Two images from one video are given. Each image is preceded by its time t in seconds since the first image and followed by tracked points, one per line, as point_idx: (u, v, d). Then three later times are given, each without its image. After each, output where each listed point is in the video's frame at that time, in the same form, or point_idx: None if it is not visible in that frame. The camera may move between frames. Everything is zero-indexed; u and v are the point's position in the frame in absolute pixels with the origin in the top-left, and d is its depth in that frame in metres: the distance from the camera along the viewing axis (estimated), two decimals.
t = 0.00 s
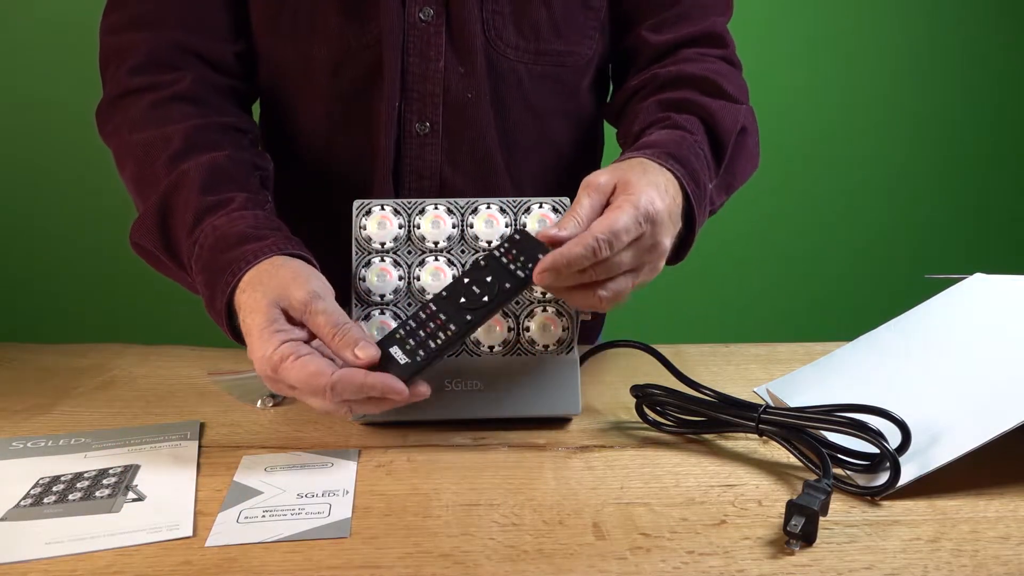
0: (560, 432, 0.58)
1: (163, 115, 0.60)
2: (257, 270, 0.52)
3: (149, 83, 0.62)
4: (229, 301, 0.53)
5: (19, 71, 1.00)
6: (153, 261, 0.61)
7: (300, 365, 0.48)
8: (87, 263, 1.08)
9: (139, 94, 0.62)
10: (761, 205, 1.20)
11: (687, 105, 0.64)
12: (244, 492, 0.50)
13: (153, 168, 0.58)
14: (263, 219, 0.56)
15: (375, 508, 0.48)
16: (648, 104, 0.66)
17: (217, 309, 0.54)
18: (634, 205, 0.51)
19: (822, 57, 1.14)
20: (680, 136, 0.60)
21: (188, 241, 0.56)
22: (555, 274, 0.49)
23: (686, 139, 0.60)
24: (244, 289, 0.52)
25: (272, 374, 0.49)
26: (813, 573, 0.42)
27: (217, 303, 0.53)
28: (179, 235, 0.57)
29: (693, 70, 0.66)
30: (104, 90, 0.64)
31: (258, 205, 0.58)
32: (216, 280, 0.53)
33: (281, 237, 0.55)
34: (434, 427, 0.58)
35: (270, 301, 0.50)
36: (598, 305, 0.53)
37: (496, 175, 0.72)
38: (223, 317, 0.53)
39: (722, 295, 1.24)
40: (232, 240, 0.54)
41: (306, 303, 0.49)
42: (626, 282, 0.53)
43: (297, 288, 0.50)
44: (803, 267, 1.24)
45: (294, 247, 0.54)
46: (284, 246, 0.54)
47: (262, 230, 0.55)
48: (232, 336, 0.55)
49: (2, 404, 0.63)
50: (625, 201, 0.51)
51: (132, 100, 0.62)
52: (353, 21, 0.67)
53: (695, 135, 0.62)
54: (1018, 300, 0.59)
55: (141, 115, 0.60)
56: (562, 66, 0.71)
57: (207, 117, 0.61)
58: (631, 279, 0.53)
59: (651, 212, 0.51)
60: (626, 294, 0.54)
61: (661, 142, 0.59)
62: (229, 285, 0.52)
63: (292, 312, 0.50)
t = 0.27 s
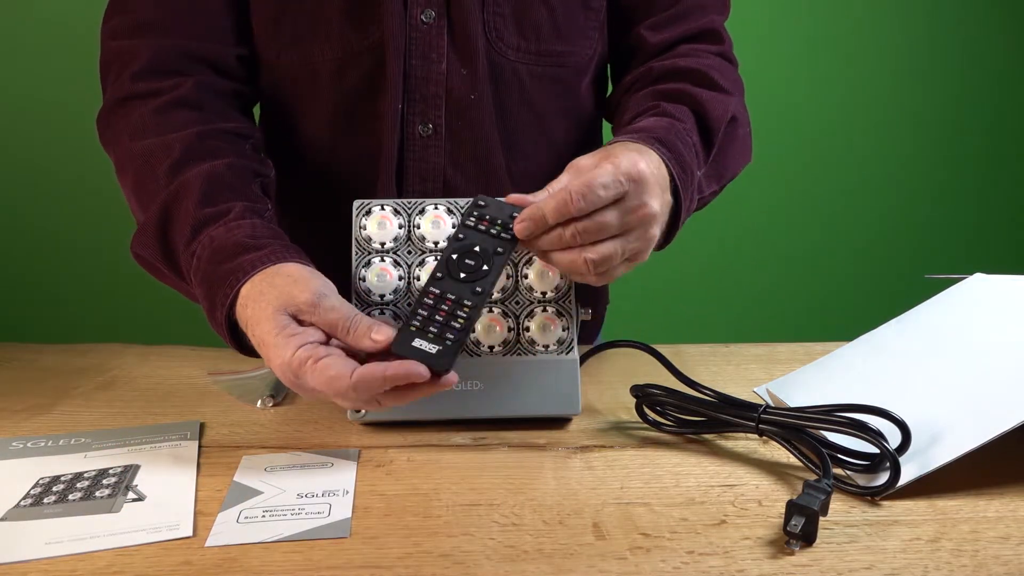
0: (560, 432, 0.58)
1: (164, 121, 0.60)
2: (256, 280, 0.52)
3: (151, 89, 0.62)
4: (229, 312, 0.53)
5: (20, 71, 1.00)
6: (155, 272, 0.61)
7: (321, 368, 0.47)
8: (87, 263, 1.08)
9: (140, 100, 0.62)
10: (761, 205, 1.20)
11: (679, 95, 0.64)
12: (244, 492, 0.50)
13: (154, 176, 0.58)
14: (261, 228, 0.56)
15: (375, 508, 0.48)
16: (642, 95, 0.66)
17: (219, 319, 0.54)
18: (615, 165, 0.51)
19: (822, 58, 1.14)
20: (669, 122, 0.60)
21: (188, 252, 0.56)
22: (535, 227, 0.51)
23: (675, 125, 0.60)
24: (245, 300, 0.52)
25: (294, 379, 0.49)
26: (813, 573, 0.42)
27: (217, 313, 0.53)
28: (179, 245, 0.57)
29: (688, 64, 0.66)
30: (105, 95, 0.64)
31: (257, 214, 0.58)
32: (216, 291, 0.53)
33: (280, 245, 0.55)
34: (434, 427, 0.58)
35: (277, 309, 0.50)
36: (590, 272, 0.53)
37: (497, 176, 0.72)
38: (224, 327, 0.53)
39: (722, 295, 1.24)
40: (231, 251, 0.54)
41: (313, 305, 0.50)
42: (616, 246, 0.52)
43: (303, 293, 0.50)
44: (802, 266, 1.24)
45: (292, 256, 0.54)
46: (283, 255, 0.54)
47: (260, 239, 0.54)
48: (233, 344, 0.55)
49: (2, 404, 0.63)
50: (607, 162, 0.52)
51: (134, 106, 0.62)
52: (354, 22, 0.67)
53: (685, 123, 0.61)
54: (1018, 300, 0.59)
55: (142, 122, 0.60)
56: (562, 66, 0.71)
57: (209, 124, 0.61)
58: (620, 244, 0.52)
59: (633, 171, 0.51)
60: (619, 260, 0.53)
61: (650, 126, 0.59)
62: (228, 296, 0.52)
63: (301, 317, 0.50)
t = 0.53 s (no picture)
0: (560, 432, 0.58)
1: (168, 125, 0.60)
2: (264, 288, 0.52)
3: (154, 92, 0.62)
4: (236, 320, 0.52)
5: (20, 71, 1.00)
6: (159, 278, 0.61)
7: (334, 381, 0.48)
8: (87, 263, 1.08)
9: (143, 104, 0.62)
10: (761, 206, 1.20)
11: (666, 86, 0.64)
12: (244, 492, 0.50)
13: (157, 180, 0.58)
14: (268, 234, 0.55)
15: (375, 508, 0.48)
16: (631, 86, 0.66)
17: (225, 327, 0.54)
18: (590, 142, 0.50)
19: (820, 59, 1.14)
20: (652, 111, 0.59)
21: (193, 258, 0.55)
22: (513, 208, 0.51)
23: (658, 114, 0.59)
24: (254, 310, 0.52)
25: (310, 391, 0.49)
26: (813, 573, 0.42)
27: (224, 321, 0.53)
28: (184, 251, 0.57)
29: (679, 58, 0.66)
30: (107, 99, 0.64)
31: (263, 220, 0.57)
32: (222, 299, 0.53)
33: (287, 253, 0.54)
34: (434, 428, 0.58)
35: (287, 320, 0.50)
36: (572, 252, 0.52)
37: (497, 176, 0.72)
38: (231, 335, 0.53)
39: (722, 295, 1.25)
40: (237, 259, 0.53)
41: (322, 316, 0.50)
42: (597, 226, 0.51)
43: (311, 304, 0.50)
44: (802, 266, 1.24)
45: (301, 264, 0.54)
46: (291, 263, 0.53)
47: (268, 246, 0.54)
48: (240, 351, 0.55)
49: (2, 404, 0.63)
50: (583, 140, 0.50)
51: (137, 109, 0.61)
52: (353, 22, 0.67)
53: (669, 113, 0.61)
54: (1018, 301, 0.59)
55: (145, 125, 0.60)
56: (561, 67, 0.71)
57: (213, 127, 0.61)
58: (599, 223, 0.51)
59: (609, 148, 0.50)
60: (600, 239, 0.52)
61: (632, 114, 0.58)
62: (235, 305, 0.52)
63: (312, 327, 0.50)
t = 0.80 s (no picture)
0: (560, 432, 0.58)
1: (171, 126, 0.60)
2: (271, 296, 0.52)
3: (158, 93, 0.62)
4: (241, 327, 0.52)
5: (20, 71, 1.00)
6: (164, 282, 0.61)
7: (341, 392, 0.47)
8: (87, 262, 1.08)
9: (145, 105, 0.62)
10: (761, 207, 1.20)
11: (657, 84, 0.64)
12: (244, 492, 0.50)
13: (160, 184, 0.58)
14: (275, 240, 0.55)
15: (375, 508, 0.48)
16: (622, 84, 0.66)
17: (230, 333, 0.53)
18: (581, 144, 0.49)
19: (819, 59, 1.14)
20: (640, 108, 0.59)
21: (199, 263, 0.55)
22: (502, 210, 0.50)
23: (646, 111, 0.59)
24: (259, 318, 0.52)
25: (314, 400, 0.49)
26: (813, 573, 0.42)
27: (229, 327, 0.53)
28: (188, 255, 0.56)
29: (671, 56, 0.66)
30: (109, 101, 0.64)
31: (269, 225, 0.57)
32: (228, 305, 0.53)
33: (294, 259, 0.54)
34: (434, 428, 0.58)
35: (293, 330, 0.50)
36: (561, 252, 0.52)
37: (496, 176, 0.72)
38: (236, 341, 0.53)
39: (722, 295, 1.25)
40: (243, 265, 0.53)
41: (330, 328, 0.49)
42: (587, 226, 0.51)
43: (319, 316, 0.50)
44: (802, 267, 1.24)
45: (308, 271, 0.54)
46: (297, 270, 0.53)
47: (275, 253, 0.54)
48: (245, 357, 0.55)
49: (2, 404, 0.63)
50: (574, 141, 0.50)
51: (140, 110, 0.61)
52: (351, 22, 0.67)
53: (657, 110, 0.60)
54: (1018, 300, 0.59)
55: (148, 126, 0.60)
56: (560, 67, 0.71)
57: (216, 130, 0.61)
58: (588, 224, 0.51)
59: (600, 149, 0.50)
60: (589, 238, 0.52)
61: (620, 110, 0.58)
62: (241, 311, 0.52)
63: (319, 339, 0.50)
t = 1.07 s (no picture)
0: (560, 432, 0.58)
1: (175, 127, 0.60)
2: (279, 305, 0.52)
3: (161, 94, 0.61)
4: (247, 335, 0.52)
5: (20, 71, 1.00)
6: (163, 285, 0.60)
7: (343, 412, 0.48)
8: (87, 262, 1.08)
9: (147, 105, 0.61)
10: (761, 207, 1.20)
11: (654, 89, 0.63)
12: (244, 492, 0.50)
13: (163, 187, 0.58)
14: (279, 248, 0.55)
15: (375, 508, 0.48)
16: (618, 88, 0.66)
17: (235, 341, 0.53)
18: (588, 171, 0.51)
19: (819, 59, 1.14)
20: (637, 116, 0.59)
21: (202, 269, 0.55)
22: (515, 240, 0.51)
23: (644, 119, 0.59)
24: (266, 328, 0.52)
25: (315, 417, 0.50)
26: (813, 573, 0.42)
27: (234, 335, 0.53)
28: (191, 259, 0.56)
29: (668, 59, 0.66)
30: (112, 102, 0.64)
31: (272, 232, 0.57)
32: (233, 312, 0.53)
33: (299, 268, 0.54)
34: (434, 428, 0.58)
35: (300, 345, 0.50)
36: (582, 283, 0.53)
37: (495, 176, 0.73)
38: (240, 349, 0.53)
39: (722, 295, 1.25)
40: (249, 272, 0.53)
41: (336, 345, 0.49)
42: (603, 251, 0.53)
43: (325, 333, 0.50)
44: (802, 267, 1.24)
45: (313, 280, 0.54)
46: (303, 280, 0.53)
47: (279, 261, 0.54)
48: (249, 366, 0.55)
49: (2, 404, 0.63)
50: (581, 169, 0.51)
51: (143, 111, 0.61)
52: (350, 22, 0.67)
53: (654, 117, 0.60)
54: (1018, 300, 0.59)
55: (152, 128, 0.60)
56: (559, 67, 0.71)
57: (218, 132, 0.61)
58: (606, 249, 0.53)
59: (608, 175, 0.51)
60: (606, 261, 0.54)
61: (617, 119, 0.58)
62: (247, 320, 0.52)
63: (324, 355, 0.50)
